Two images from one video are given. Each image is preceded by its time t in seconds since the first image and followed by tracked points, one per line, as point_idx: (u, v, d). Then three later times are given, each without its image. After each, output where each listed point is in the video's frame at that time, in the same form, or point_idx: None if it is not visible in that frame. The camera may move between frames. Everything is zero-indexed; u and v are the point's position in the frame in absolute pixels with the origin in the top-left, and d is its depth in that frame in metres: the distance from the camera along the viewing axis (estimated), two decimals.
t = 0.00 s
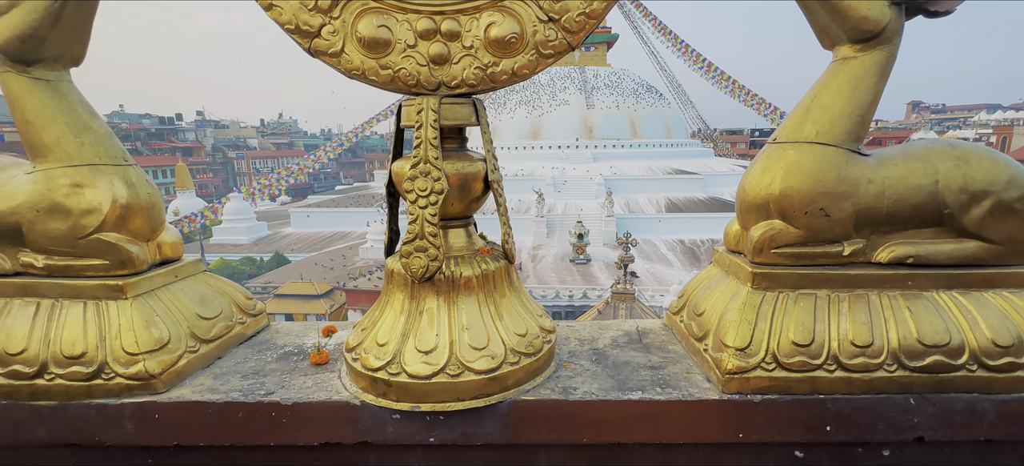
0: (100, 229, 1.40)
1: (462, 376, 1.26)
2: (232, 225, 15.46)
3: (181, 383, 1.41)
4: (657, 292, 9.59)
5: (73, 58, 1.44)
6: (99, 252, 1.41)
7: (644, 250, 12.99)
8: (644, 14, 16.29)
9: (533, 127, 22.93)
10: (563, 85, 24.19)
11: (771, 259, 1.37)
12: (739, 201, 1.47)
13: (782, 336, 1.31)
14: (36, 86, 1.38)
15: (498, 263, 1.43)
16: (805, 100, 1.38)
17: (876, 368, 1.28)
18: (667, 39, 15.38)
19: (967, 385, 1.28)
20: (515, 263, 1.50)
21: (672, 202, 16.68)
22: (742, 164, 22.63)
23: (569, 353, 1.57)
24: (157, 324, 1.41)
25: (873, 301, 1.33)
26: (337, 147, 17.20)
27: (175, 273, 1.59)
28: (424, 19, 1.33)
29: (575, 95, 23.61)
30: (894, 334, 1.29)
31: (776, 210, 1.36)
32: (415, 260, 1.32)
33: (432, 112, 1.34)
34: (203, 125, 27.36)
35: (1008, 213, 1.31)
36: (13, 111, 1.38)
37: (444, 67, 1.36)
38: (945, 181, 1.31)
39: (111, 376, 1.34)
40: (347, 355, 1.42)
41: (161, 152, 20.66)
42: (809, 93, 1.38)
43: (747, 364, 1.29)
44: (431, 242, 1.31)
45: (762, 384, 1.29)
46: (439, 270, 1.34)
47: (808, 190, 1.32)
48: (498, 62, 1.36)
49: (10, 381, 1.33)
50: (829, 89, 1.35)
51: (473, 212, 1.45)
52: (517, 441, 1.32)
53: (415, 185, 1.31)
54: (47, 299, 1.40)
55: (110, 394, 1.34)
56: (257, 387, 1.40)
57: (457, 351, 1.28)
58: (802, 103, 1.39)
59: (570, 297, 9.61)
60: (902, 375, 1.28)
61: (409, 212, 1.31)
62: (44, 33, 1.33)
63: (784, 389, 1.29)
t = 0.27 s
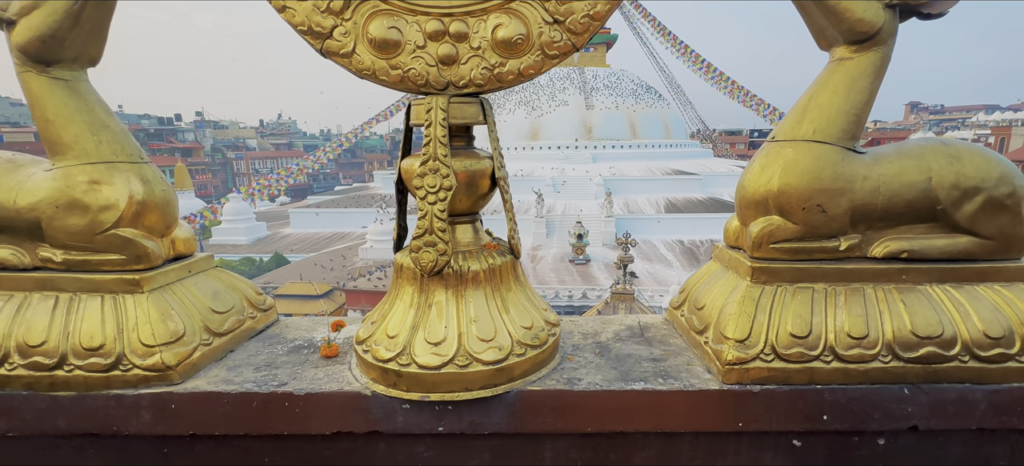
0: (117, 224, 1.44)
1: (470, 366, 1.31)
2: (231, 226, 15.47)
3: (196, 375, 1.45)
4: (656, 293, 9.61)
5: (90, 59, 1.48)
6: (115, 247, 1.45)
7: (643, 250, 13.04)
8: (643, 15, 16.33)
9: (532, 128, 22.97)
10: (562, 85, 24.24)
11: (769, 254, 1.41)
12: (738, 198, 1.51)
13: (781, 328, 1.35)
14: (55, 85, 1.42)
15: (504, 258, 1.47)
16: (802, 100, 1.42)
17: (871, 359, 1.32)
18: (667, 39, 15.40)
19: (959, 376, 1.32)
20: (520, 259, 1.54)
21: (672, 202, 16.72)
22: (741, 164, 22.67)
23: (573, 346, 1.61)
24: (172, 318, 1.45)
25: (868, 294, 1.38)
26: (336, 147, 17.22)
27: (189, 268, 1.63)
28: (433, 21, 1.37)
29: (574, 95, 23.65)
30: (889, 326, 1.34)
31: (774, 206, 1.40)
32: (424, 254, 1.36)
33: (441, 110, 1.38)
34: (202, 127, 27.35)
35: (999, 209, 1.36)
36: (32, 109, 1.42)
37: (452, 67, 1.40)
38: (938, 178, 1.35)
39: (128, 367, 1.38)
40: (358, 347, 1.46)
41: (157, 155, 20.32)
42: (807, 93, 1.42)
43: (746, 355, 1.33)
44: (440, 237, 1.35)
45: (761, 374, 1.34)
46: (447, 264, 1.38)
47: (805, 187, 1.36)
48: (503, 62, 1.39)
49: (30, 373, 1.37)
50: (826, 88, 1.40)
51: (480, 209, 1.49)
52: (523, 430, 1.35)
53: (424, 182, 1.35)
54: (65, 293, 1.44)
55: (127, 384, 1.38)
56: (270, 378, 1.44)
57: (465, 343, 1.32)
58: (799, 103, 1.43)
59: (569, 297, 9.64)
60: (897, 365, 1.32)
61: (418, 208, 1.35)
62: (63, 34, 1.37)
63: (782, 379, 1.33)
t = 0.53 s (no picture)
0: (134, 220, 1.48)
1: (478, 358, 1.35)
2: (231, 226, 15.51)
3: (210, 367, 1.49)
4: (655, 293, 9.65)
5: (107, 60, 1.52)
6: (132, 243, 1.49)
7: (642, 251, 13.07)
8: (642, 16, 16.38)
9: (532, 129, 23.02)
10: (561, 86, 24.28)
11: (768, 249, 1.46)
12: (737, 195, 1.55)
13: (778, 321, 1.39)
14: (73, 86, 1.46)
15: (510, 253, 1.52)
16: (799, 100, 1.47)
17: (866, 351, 1.36)
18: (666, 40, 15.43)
19: (951, 367, 1.37)
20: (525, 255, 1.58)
21: (671, 203, 16.76)
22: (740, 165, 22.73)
23: (577, 340, 1.65)
24: (186, 311, 1.49)
25: (863, 288, 1.42)
26: (336, 148, 17.26)
27: (202, 264, 1.67)
28: (441, 23, 1.41)
29: (574, 96, 23.70)
30: (883, 319, 1.38)
31: (772, 203, 1.45)
32: (433, 249, 1.40)
33: (449, 110, 1.42)
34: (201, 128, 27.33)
35: (990, 205, 1.40)
36: (52, 109, 1.46)
37: (460, 68, 1.44)
38: (931, 175, 1.40)
39: (145, 360, 1.42)
40: (368, 340, 1.50)
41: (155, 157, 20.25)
42: (804, 93, 1.47)
43: (745, 347, 1.38)
44: (448, 233, 1.40)
45: (760, 365, 1.38)
46: (455, 259, 1.42)
47: (802, 184, 1.40)
48: (510, 63, 1.44)
49: (50, 365, 1.41)
50: (822, 89, 1.44)
51: (486, 206, 1.53)
52: (529, 420, 1.40)
53: (433, 179, 1.39)
54: (83, 287, 1.48)
55: (144, 376, 1.42)
56: (282, 370, 1.48)
57: (473, 335, 1.37)
58: (797, 102, 1.47)
59: (569, 297, 9.67)
60: (891, 357, 1.37)
61: (428, 205, 1.39)
62: (82, 36, 1.41)
63: (780, 370, 1.38)
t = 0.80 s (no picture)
0: (152, 217, 1.53)
1: (486, 349, 1.40)
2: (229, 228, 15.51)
3: (226, 359, 1.54)
4: (654, 294, 9.67)
5: (126, 62, 1.57)
6: (150, 238, 1.54)
7: (641, 252, 13.12)
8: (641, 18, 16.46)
9: (531, 130, 23.09)
10: (560, 88, 24.36)
11: (765, 245, 1.51)
12: (736, 193, 1.60)
13: (776, 314, 1.44)
14: (95, 87, 1.51)
15: (516, 249, 1.57)
16: (796, 101, 1.52)
17: (860, 342, 1.42)
18: (666, 41, 15.48)
19: (942, 358, 1.42)
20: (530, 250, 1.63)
21: (670, 204, 16.82)
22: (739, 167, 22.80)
23: (580, 334, 1.70)
24: (203, 305, 1.54)
25: (857, 283, 1.47)
26: (335, 149, 17.30)
27: (216, 260, 1.72)
28: (451, 27, 1.46)
29: (573, 98, 23.77)
30: (876, 312, 1.43)
31: (770, 200, 1.50)
32: (443, 245, 1.45)
33: (458, 110, 1.47)
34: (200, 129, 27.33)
35: (979, 202, 1.46)
36: (74, 109, 1.51)
37: (468, 70, 1.49)
38: (922, 174, 1.45)
39: (164, 351, 1.47)
40: (379, 333, 1.55)
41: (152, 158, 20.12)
42: (800, 95, 1.52)
43: (744, 339, 1.43)
44: (457, 229, 1.45)
45: (758, 357, 1.43)
46: (464, 255, 1.47)
47: (798, 182, 1.46)
48: (517, 65, 1.49)
49: (72, 356, 1.46)
50: (817, 90, 1.50)
51: (493, 203, 1.58)
52: (535, 409, 1.45)
53: (443, 177, 1.44)
54: (103, 282, 1.53)
55: (163, 367, 1.47)
56: (296, 362, 1.53)
57: (481, 327, 1.42)
58: (793, 104, 1.53)
59: (568, 298, 9.73)
60: (884, 348, 1.42)
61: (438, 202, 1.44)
62: (104, 38, 1.46)
63: (777, 361, 1.43)
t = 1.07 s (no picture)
0: (166, 216, 1.57)
1: (492, 343, 1.44)
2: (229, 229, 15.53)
3: (237, 354, 1.58)
4: (654, 294, 9.71)
5: (140, 65, 1.61)
6: (163, 236, 1.58)
7: (640, 253, 13.16)
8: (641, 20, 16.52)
9: (530, 131, 23.14)
10: (559, 89, 24.42)
11: (762, 243, 1.56)
12: (734, 192, 1.65)
13: (773, 309, 1.49)
14: (111, 89, 1.56)
15: (520, 247, 1.61)
16: (792, 103, 1.57)
17: (854, 336, 1.46)
18: (665, 43, 15.54)
19: (934, 352, 1.46)
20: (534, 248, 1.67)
21: (669, 205, 16.86)
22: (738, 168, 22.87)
23: (582, 330, 1.75)
24: (215, 301, 1.59)
25: (851, 279, 1.52)
26: (335, 150, 17.34)
27: (227, 258, 1.76)
28: (457, 31, 1.51)
29: (572, 99, 23.83)
30: (870, 308, 1.48)
31: (766, 199, 1.55)
32: (449, 242, 1.50)
33: (464, 111, 1.52)
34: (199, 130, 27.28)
35: (969, 201, 1.50)
36: (90, 111, 1.55)
37: (474, 72, 1.53)
38: (914, 173, 1.50)
39: (178, 346, 1.51)
40: (386, 328, 1.59)
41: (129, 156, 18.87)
42: (796, 96, 1.57)
43: (742, 334, 1.47)
44: (463, 227, 1.49)
45: (755, 351, 1.47)
46: (469, 252, 1.51)
47: (794, 181, 1.50)
48: (521, 68, 1.53)
49: (88, 351, 1.50)
50: (812, 92, 1.54)
51: (497, 202, 1.62)
52: (539, 402, 1.49)
53: (449, 176, 1.49)
54: (118, 279, 1.57)
55: (177, 362, 1.51)
56: (306, 356, 1.58)
57: (487, 322, 1.46)
58: (790, 105, 1.57)
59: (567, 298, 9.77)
60: (878, 343, 1.46)
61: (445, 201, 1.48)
62: (120, 41, 1.50)
63: (773, 355, 1.47)
